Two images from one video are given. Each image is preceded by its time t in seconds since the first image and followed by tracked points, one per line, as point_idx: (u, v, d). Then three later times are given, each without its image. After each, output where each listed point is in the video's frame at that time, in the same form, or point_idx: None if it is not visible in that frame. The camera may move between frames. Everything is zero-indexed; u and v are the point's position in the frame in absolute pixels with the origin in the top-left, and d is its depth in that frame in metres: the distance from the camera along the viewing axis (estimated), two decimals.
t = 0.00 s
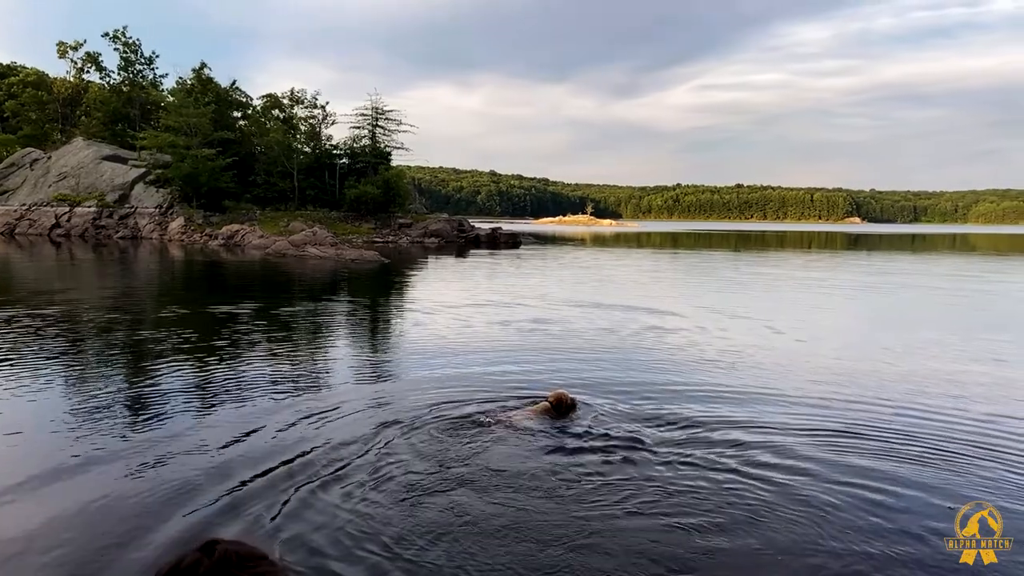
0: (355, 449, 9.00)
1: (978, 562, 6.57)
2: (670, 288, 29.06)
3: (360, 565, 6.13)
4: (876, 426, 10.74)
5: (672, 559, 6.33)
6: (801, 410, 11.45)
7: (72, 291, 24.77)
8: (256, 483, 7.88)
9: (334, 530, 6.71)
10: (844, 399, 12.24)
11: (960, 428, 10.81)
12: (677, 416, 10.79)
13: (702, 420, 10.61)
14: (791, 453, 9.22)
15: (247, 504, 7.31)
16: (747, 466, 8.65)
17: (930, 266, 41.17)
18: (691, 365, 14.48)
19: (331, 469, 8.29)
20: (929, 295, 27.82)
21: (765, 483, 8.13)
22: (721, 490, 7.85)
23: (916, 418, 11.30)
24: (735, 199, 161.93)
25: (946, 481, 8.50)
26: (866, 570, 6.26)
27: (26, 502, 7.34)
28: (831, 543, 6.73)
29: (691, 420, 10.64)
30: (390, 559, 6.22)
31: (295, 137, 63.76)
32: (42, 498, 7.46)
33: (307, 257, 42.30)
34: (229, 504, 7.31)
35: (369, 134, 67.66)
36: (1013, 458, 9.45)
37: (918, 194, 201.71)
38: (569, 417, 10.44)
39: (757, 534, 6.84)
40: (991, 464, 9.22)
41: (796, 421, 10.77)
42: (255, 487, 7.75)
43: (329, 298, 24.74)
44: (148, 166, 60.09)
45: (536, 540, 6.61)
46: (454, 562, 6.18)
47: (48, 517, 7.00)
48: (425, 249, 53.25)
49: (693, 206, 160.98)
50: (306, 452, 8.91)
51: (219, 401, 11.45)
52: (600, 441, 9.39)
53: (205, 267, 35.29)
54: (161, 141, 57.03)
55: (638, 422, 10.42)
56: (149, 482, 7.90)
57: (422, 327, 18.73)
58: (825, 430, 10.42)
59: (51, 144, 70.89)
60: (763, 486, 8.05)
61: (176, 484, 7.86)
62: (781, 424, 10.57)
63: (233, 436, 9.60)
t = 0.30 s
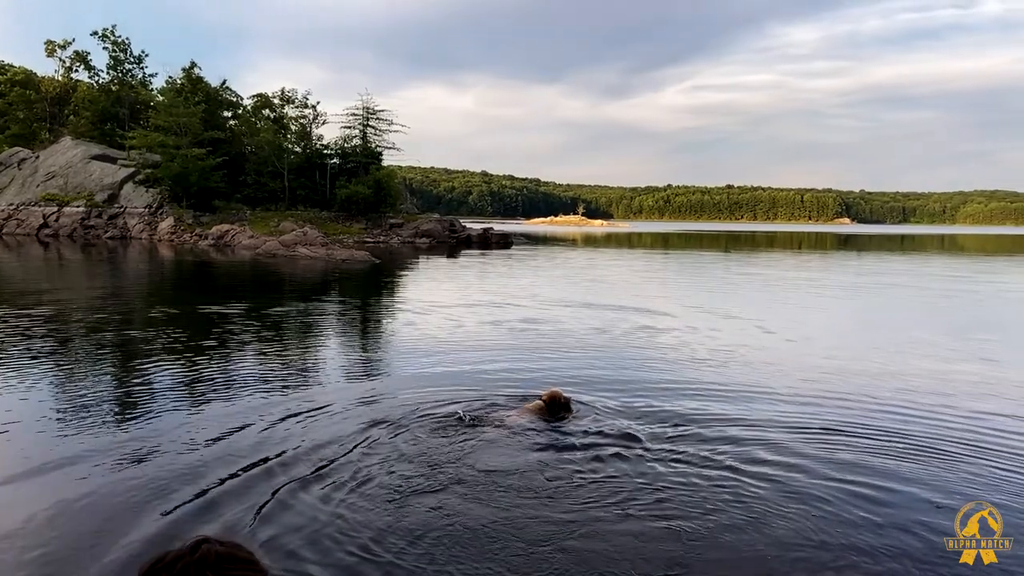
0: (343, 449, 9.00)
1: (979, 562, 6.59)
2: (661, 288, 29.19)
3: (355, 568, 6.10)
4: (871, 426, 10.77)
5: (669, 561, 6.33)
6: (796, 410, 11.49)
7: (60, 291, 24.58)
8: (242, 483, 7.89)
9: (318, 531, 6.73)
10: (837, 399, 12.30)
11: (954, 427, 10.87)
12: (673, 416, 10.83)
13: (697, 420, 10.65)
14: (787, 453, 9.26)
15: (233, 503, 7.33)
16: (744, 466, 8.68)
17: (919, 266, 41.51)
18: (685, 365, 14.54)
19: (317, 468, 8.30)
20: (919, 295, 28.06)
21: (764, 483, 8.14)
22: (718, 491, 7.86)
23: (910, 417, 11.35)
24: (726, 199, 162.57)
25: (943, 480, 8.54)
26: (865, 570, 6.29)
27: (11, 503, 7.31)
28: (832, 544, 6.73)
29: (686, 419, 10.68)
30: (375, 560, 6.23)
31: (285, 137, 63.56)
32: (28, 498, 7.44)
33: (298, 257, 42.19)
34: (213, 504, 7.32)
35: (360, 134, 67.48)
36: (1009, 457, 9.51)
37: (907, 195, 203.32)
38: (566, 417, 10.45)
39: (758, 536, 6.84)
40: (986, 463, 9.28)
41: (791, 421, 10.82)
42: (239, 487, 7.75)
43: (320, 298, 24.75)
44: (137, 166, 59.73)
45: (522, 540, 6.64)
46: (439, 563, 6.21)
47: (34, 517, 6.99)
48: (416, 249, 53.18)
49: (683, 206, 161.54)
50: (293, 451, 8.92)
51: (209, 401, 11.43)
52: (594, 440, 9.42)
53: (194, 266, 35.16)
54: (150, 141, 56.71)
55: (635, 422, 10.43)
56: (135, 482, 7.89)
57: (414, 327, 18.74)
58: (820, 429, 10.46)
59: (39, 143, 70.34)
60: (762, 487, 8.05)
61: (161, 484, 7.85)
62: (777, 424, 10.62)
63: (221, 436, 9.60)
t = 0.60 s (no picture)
0: (333, 449, 9.02)
1: (979, 562, 6.63)
2: (652, 288, 29.33)
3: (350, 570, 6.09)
4: (865, 425, 10.86)
5: (666, 562, 6.35)
6: (791, 410, 11.57)
7: (49, 292, 24.43)
8: (227, 482, 7.91)
9: (301, 532, 6.73)
10: (831, 399, 12.39)
11: (947, 426, 10.98)
12: (668, 417, 10.88)
13: (693, 420, 10.71)
14: (784, 453, 9.32)
15: (220, 502, 7.34)
16: (741, 467, 8.73)
17: (907, 267, 41.89)
18: (679, 365, 14.62)
19: (305, 468, 8.31)
20: (907, 295, 28.34)
21: (762, 485, 8.18)
22: (716, 492, 7.91)
23: (904, 417, 11.46)
24: (716, 200, 163.33)
25: (940, 480, 8.61)
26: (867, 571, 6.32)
27: None
28: (832, 545, 6.77)
29: (682, 419, 10.74)
30: (358, 560, 6.25)
31: (276, 137, 63.38)
32: (10, 498, 7.41)
33: (289, 258, 42.09)
34: (197, 504, 7.31)
35: (351, 133, 67.36)
36: (1004, 458, 9.58)
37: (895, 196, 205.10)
38: (565, 417, 10.50)
39: (757, 537, 6.88)
40: (981, 462, 9.36)
41: (787, 421, 10.89)
42: (220, 487, 7.74)
43: (311, 298, 24.74)
44: (127, 166, 59.35)
45: (510, 540, 6.67)
46: (419, 562, 6.25)
47: (16, 517, 6.96)
48: (408, 249, 53.17)
49: (674, 206, 162.13)
50: (278, 451, 8.92)
51: (199, 400, 11.40)
52: (591, 441, 9.47)
53: (184, 267, 35.01)
54: (140, 141, 56.37)
55: (632, 422, 10.49)
56: (117, 481, 7.89)
57: (407, 327, 18.75)
58: (816, 429, 10.54)
59: (26, 142, 69.78)
60: (761, 488, 8.08)
61: (145, 484, 7.84)
62: (772, 424, 10.69)
63: (207, 435, 9.60)
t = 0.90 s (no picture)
0: (321, 448, 9.05)
1: (979, 562, 6.66)
2: (644, 288, 29.44)
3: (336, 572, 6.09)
4: (860, 424, 10.90)
5: (656, 563, 6.36)
6: (786, 409, 11.63)
7: (38, 292, 24.31)
8: (212, 481, 7.90)
9: (284, 531, 6.74)
10: (824, 398, 12.45)
11: (942, 425, 11.05)
12: (663, 415, 10.92)
13: (688, 419, 10.75)
14: (781, 452, 9.36)
15: (208, 501, 7.37)
16: (738, 467, 8.76)
17: (897, 266, 42.22)
18: (672, 364, 14.69)
19: (292, 468, 8.31)
20: (897, 295, 28.57)
21: (758, 484, 8.20)
22: (713, 492, 7.93)
23: (898, 416, 11.52)
24: (708, 200, 164.01)
25: (937, 479, 8.65)
26: (866, 571, 6.35)
27: None
28: (828, 545, 6.79)
29: (677, 418, 10.78)
30: (335, 562, 6.25)
31: (267, 137, 63.16)
32: None
33: (280, 257, 42.01)
34: (180, 503, 7.30)
35: (342, 133, 67.19)
36: (999, 456, 9.63)
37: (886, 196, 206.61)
38: (563, 415, 10.56)
39: (753, 537, 6.90)
40: (976, 461, 9.42)
41: (782, 419, 10.95)
42: (204, 486, 7.74)
43: (302, 298, 24.73)
44: (116, 165, 59.02)
45: (497, 540, 6.71)
46: (400, 563, 6.26)
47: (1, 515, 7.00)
48: (399, 249, 53.14)
49: (666, 206, 162.60)
50: (263, 451, 8.91)
51: (188, 401, 11.39)
52: (586, 440, 9.51)
53: (174, 267, 34.89)
54: (129, 140, 56.06)
55: (627, 421, 10.52)
56: (101, 481, 7.87)
57: (399, 327, 18.78)
58: (811, 428, 10.59)
59: (15, 141, 69.32)
60: (758, 487, 8.11)
61: (133, 482, 7.87)
62: (768, 422, 10.74)
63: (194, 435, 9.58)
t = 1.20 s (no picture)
0: (310, 447, 9.06)
1: (979, 562, 6.65)
2: (637, 287, 29.49)
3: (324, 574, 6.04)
4: (856, 423, 10.92)
5: (649, 563, 6.36)
6: (782, 407, 11.65)
7: (27, 292, 24.20)
8: (200, 481, 7.88)
9: (267, 531, 6.72)
10: (819, 397, 12.48)
11: (937, 425, 11.08)
12: (659, 414, 10.92)
13: (684, 418, 10.76)
14: (778, 451, 9.37)
15: (194, 500, 7.36)
16: (736, 466, 8.76)
17: (888, 266, 42.48)
18: (667, 363, 14.71)
19: (280, 468, 8.29)
20: (888, 294, 28.74)
21: (754, 483, 8.21)
22: (709, 492, 7.93)
23: (894, 415, 11.55)
24: (700, 200, 164.60)
25: (935, 478, 8.65)
26: (865, 571, 6.34)
27: None
28: (826, 545, 6.78)
29: (673, 417, 10.79)
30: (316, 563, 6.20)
31: (258, 136, 62.91)
32: None
33: (272, 257, 41.89)
34: (165, 503, 7.27)
35: (335, 133, 67.02)
36: (995, 455, 9.67)
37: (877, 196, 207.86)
38: (562, 415, 10.59)
39: (747, 537, 6.90)
40: (972, 460, 9.44)
41: (778, 418, 10.97)
42: (191, 487, 7.70)
43: (294, 298, 24.65)
44: (106, 165, 58.65)
45: (487, 540, 6.72)
46: (381, 564, 6.24)
47: None
48: (392, 249, 53.13)
49: (658, 206, 163.03)
50: (252, 451, 8.88)
51: (179, 400, 11.38)
52: (582, 439, 9.52)
53: (166, 267, 34.79)
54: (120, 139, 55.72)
55: (623, 420, 10.53)
56: (87, 480, 7.83)
57: (392, 326, 18.75)
58: (808, 427, 10.60)
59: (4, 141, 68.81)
60: (754, 487, 8.11)
61: (118, 480, 7.86)
62: (764, 421, 10.74)
63: (181, 434, 9.57)
